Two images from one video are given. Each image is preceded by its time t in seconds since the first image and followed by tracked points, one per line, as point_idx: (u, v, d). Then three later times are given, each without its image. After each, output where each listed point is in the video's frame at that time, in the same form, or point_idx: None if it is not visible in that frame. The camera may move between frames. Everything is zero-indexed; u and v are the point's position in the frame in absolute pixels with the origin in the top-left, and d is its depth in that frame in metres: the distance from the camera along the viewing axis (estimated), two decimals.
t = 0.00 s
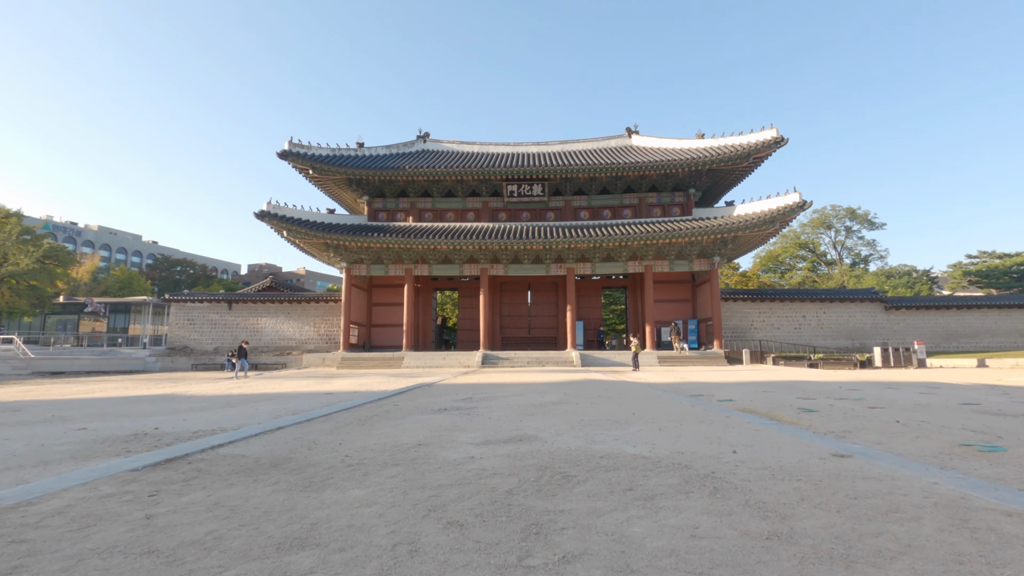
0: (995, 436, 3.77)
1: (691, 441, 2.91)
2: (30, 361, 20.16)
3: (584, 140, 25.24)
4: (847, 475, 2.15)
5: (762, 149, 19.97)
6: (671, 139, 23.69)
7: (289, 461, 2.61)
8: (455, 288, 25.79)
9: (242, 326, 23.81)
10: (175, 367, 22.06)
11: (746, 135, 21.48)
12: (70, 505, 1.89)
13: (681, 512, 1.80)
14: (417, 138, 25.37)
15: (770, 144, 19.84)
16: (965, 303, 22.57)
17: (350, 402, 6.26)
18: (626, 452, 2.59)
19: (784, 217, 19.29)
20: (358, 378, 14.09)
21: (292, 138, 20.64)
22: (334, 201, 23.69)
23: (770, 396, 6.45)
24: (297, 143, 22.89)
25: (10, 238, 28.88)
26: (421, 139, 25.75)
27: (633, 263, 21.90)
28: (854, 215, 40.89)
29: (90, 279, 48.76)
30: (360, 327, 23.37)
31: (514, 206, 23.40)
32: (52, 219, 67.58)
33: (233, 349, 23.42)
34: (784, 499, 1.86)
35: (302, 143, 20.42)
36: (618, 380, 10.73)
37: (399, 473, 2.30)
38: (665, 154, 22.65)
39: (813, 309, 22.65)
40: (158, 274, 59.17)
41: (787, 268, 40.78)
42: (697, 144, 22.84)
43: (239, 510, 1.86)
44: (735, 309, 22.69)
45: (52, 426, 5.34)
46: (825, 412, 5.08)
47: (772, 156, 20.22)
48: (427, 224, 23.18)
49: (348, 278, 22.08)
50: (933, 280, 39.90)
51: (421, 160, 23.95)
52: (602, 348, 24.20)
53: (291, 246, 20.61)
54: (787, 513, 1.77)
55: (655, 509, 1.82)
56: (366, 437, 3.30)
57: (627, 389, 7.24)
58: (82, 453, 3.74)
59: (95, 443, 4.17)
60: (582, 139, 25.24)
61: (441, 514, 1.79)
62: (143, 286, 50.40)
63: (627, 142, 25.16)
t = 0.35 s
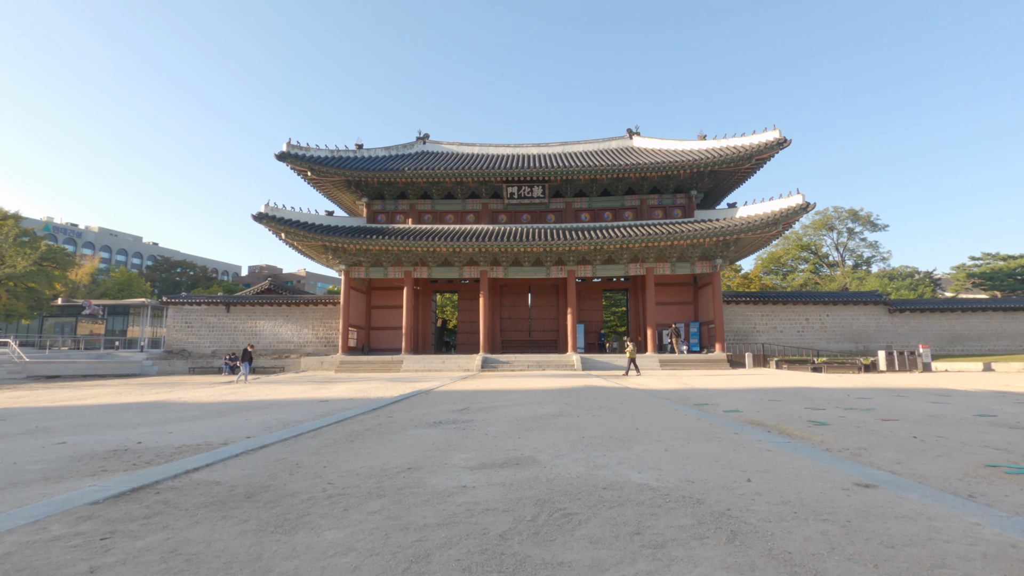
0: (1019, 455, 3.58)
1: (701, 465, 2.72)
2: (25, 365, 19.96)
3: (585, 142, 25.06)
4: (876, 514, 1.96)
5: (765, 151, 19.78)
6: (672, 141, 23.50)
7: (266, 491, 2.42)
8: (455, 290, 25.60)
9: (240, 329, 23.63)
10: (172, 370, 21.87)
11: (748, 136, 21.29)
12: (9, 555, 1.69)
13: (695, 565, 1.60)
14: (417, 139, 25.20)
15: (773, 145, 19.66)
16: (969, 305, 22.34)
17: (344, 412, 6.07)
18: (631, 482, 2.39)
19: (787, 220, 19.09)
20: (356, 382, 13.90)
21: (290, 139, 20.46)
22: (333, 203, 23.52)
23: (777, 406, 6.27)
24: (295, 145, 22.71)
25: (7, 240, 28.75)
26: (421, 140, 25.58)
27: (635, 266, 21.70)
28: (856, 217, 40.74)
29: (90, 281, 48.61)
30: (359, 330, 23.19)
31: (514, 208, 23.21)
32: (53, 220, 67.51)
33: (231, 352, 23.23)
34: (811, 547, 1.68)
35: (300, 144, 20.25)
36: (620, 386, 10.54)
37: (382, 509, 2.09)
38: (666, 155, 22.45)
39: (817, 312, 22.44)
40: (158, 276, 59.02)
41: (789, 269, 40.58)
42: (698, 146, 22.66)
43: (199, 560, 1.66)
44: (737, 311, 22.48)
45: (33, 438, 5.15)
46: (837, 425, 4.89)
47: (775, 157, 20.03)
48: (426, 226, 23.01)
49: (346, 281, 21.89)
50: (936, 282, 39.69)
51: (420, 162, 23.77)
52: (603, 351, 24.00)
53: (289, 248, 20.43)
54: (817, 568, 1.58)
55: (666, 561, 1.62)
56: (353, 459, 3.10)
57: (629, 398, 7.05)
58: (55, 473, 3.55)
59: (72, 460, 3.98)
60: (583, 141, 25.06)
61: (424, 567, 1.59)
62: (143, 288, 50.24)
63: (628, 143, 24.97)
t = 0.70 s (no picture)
0: None
1: (711, 499, 2.53)
2: (20, 368, 19.76)
3: (585, 143, 24.88)
4: (910, 569, 1.76)
5: (768, 152, 19.59)
6: (674, 142, 23.30)
7: (238, 531, 2.23)
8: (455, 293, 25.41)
9: (238, 331, 23.45)
10: (169, 373, 21.68)
11: (751, 138, 21.10)
12: None
13: None
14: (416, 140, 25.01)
15: (775, 146, 19.47)
16: (974, 308, 22.14)
17: (337, 425, 5.88)
18: (636, 522, 2.19)
19: (790, 222, 18.90)
20: (354, 388, 13.75)
21: (288, 141, 20.28)
22: (331, 205, 23.35)
23: (783, 418, 6.09)
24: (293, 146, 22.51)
25: (4, 241, 28.61)
26: (420, 142, 25.41)
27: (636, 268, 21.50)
28: (858, 218, 40.49)
29: (89, 282, 48.43)
30: (358, 333, 23.01)
31: (514, 210, 23.01)
32: (52, 220, 67.44)
33: (228, 355, 23.03)
34: None
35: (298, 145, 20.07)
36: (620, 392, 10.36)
37: (362, 557, 1.91)
38: (668, 157, 22.27)
39: (819, 315, 22.23)
40: (158, 277, 58.82)
41: (790, 271, 40.40)
42: (700, 147, 22.46)
43: None
44: (739, 314, 22.27)
45: (11, 454, 4.96)
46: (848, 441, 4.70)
47: (778, 159, 19.83)
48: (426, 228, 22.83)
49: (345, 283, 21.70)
50: (939, 284, 39.49)
51: (420, 163, 23.58)
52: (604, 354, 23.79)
53: (287, 250, 20.25)
54: None
55: None
56: (337, 488, 2.91)
57: (631, 408, 6.88)
58: (25, 498, 3.36)
59: (46, 481, 3.78)
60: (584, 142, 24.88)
61: None
62: (142, 289, 50.04)
63: (629, 144, 24.78)
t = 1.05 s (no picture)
0: None
1: (725, 530, 2.37)
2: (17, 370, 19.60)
3: (586, 144, 24.74)
4: None
5: (771, 154, 19.45)
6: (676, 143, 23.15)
7: (217, 568, 2.08)
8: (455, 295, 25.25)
9: (237, 333, 23.31)
10: (167, 376, 21.55)
11: (753, 138, 20.94)
12: None
13: None
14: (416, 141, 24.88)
15: (778, 148, 19.34)
16: (978, 311, 21.97)
17: (333, 436, 5.74)
18: (645, 559, 2.04)
19: (793, 224, 18.73)
20: (352, 392, 13.60)
21: (287, 142, 20.14)
22: (331, 206, 23.22)
23: (790, 429, 5.93)
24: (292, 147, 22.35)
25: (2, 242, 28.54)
26: (420, 142, 25.28)
27: (637, 270, 21.34)
28: (860, 220, 40.30)
29: (88, 283, 48.38)
30: (357, 335, 22.86)
31: (515, 212, 22.87)
32: (53, 220, 67.42)
33: (227, 357, 22.89)
34: None
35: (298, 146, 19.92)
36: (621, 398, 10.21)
37: None
38: (669, 158, 22.13)
39: (822, 317, 22.06)
40: (158, 277, 58.67)
41: (792, 272, 40.23)
42: (702, 148, 22.31)
43: None
44: (742, 317, 22.10)
45: None
46: (860, 456, 4.54)
47: (780, 160, 19.68)
48: (426, 230, 22.69)
49: (344, 285, 21.54)
50: (941, 286, 39.31)
51: (420, 164, 23.44)
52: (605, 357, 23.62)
53: (286, 252, 20.09)
54: None
55: None
56: (328, 513, 2.76)
57: (634, 417, 6.73)
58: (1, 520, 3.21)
59: (25, 500, 3.62)
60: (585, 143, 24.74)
61: None
62: (141, 289, 49.93)
63: (630, 145, 24.62)
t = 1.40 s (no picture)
0: None
1: (743, 562, 2.21)
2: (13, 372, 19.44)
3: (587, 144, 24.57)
4: None
5: (774, 154, 19.28)
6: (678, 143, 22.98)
7: None
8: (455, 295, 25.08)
9: (235, 334, 23.15)
10: (165, 377, 21.40)
11: (756, 139, 20.78)
12: None
13: None
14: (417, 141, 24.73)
15: (781, 148, 19.18)
16: (982, 313, 21.78)
17: (329, 445, 5.59)
18: None
19: (796, 225, 18.56)
20: (351, 395, 13.45)
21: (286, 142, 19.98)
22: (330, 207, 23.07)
23: (799, 438, 5.78)
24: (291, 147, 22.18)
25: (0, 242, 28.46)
26: (421, 142, 25.13)
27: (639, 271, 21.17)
28: (862, 220, 40.08)
29: (88, 284, 48.33)
30: (356, 336, 22.70)
31: (515, 212, 22.71)
32: (53, 220, 67.33)
33: (225, 359, 22.74)
34: None
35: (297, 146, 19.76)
36: (624, 402, 10.06)
37: None
38: (671, 158, 21.96)
39: (825, 319, 21.88)
40: (158, 277, 58.55)
41: (793, 273, 40.06)
42: (704, 148, 22.14)
43: None
44: (744, 318, 21.92)
45: None
46: (874, 468, 4.37)
47: (784, 161, 19.52)
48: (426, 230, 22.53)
49: (343, 286, 21.38)
50: (943, 287, 39.14)
51: (420, 164, 23.28)
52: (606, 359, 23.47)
53: (284, 252, 19.93)
54: None
55: None
56: (318, 538, 2.60)
57: (637, 424, 6.58)
58: None
59: (4, 518, 3.46)
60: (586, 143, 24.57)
61: None
62: (141, 290, 49.87)
63: (631, 145, 24.45)
